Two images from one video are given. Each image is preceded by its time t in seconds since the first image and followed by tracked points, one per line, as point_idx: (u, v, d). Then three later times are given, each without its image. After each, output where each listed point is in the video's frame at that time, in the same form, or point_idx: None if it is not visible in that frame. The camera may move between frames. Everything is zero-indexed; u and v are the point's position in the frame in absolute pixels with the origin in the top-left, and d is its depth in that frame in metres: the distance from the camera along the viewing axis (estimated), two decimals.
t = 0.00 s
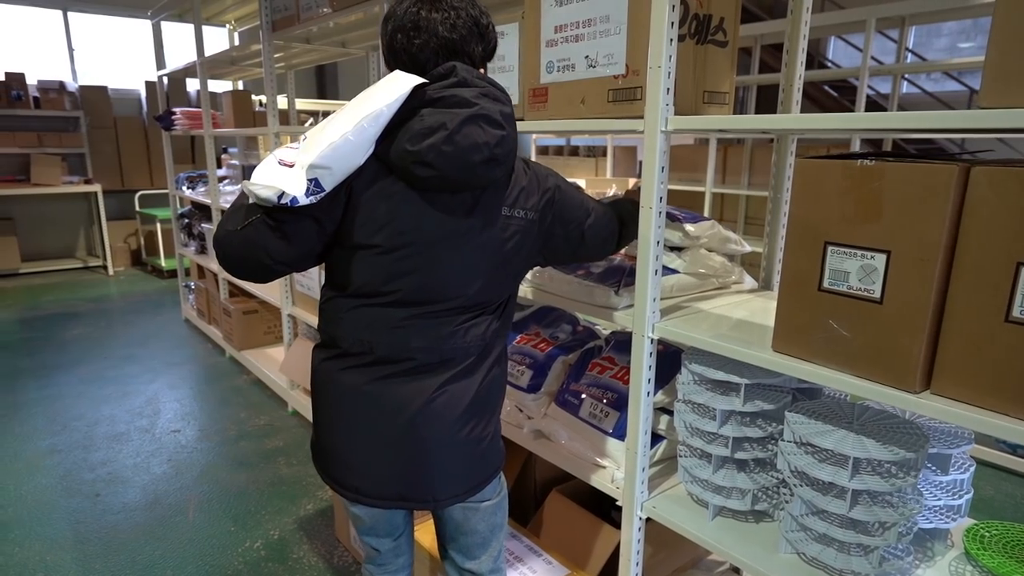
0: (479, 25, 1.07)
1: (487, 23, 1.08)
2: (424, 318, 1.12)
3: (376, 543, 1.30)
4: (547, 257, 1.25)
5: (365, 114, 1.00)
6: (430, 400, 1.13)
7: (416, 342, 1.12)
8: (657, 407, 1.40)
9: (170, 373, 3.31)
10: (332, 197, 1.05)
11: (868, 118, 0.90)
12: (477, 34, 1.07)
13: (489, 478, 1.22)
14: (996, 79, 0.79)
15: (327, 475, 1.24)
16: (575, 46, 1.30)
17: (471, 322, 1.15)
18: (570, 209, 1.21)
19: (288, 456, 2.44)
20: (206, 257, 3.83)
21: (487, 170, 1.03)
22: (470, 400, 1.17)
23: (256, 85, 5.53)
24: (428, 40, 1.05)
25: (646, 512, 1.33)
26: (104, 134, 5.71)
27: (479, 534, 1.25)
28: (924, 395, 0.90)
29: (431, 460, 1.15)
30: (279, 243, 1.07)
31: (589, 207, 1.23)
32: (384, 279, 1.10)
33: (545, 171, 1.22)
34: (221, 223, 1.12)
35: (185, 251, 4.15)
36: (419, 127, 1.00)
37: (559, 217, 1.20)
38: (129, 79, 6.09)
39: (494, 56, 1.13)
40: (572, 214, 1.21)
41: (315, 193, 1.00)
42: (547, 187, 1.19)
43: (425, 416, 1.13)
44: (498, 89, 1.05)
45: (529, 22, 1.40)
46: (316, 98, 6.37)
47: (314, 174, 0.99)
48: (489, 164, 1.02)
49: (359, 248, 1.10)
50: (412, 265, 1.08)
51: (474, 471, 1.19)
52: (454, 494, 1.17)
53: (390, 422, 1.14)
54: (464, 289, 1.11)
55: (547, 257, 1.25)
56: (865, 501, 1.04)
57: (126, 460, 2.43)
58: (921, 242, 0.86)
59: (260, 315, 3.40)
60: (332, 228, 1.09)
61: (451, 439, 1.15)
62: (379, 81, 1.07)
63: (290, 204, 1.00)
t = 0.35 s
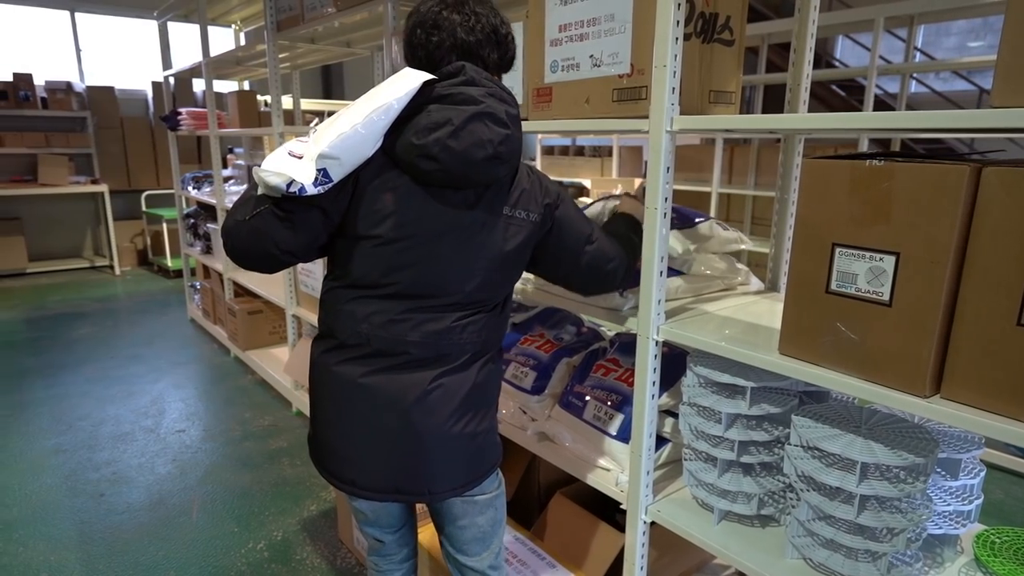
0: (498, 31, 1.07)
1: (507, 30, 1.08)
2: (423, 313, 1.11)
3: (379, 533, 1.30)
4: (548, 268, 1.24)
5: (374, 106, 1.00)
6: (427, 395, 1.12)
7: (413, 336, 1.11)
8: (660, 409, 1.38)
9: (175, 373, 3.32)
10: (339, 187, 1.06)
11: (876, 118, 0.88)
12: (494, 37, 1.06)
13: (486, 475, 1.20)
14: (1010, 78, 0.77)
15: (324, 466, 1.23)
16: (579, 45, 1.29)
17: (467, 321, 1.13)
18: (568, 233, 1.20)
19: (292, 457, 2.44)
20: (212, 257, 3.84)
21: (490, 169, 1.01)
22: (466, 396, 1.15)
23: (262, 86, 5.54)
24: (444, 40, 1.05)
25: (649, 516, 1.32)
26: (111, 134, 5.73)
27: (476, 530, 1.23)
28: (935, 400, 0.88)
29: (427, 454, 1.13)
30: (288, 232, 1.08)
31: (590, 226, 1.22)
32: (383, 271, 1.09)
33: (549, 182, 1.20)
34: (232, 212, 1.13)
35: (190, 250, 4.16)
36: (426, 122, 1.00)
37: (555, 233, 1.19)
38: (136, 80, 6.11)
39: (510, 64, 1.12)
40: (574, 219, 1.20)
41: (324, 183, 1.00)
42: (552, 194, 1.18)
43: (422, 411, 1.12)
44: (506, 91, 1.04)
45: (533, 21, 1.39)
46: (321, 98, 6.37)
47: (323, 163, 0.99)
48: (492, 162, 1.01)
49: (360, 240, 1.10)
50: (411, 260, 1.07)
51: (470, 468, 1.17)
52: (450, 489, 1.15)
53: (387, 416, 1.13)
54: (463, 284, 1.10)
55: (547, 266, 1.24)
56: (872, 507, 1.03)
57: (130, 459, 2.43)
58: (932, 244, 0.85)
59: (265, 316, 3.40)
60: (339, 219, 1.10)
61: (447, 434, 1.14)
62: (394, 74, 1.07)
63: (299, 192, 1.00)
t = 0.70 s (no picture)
0: (509, 37, 1.05)
1: (521, 35, 1.06)
2: (420, 311, 1.10)
3: (382, 524, 1.30)
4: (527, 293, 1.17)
5: (373, 108, 1.02)
6: (424, 389, 1.12)
7: (410, 332, 1.10)
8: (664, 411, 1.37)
9: (180, 372, 3.32)
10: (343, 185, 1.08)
11: (880, 116, 0.87)
12: (502, 41, 1.04)
13: (485, 467, 1.19)
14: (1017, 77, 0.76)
15: (326, 454, 1.24)
16: (582, 44, 1.29)
17: (462, 322, 1.11)
18: (555, 257, 1.14)
19: (295, 456, 2.44)
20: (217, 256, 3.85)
21: (483, 172, 1.00)
22: (463, 392, 1.15)
23: (268, 86, 5.56)
24: (451, 42, 1.04)
25: (652, 518, 1.31)
26: (118, 134, 5.76)
27: (475, 521, 1.22)
28: (939, 402, 0.87)
29: (424, 445, 1.13)
30: (294, 229, 1.12)
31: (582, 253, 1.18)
32: (380, 268, 1.10)
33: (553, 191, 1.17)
34: (249, 206, 1.19)
35: (196, 250, 4.17)
36: (422, 123, 1.01)
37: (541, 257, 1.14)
38: (143, 81, 6.14)
39: (524, 69, 1.10)
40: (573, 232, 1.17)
41: (326, 182, 1.03)
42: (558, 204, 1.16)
43: (418, 404, 1.12)
44: (506, 94, 1.03)
45: (536, 21, 1.39)
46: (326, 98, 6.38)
47: (324, 163, 1.02)
48: (485, 165, 1.00)
49: (358, 236, 1.11)
50: (408, 258, 1.08)
51: (469, 460, 1.16)
52: (446, 480, 1.15)
53: (386, 407, 1.13)
54: (461, 285, 1.09)
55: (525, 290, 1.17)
56: (876, 509, 1.02)
57: (134, 458, 2.44)
58: (937, 244, 0.84)
59: (270, 315, 3.40)
60: (343, 215, 1.11)
61: (444, 428, 1.13)
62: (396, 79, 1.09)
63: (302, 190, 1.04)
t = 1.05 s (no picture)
0: (484, 29, 1.04)
1: (496, 26, 1.05)
2: (403, 308, 1.10)
3: (386, 520, 1.30)
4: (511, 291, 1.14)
5: (344, 107, 1.06)
6: (414, 390, 1.12)
7: (399, 330, 1.11)
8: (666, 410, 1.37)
9: (184, 371, 3.34)
10: (329, 184, 1.14)
11: (884, 114, 0.87)
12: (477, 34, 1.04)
13: (481, 471, 1.18)
14: None
15: (328, 453, 1.25)
16: (585, 43, 1.28)
17: (445, 321, 1.10)
18: (540, 259, 1.11)
19: (299, 455, 2.44)
20: (221, 255, 3.86)
21: (449, 164, 0.99)
22: (454, 395, 1.14)
23: (272, 85, 5.58)
24: (424, 38, 1.05)
25: (654, 517, 1.31)
26: (124, 134, 5.79)
27: (474, 524, 1.22)
28: (944, 401, 0.87)
29: (418, 446, 1.13)
30: (286, 229, 1.22)
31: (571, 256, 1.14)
32: (357, 267, 1.13)
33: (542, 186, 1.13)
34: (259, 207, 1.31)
35: (201, 249, 4.19)
36: (391, 118, 1.03)
37: (529, 259, 1.11)
38: (149, 80, 6.16)
39: (507, 60, 1.10)
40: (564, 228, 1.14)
41: (308, 182, 1.10)
42: (547, 199, 1.12)
43: (410, 404, 1.12)
44: (476, 85, 1.02)
45: (539, 19, 1.39)
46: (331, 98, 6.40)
47: (304, 163, 1.09)
48: (452, 157, 0.99)
49: (340, 234, 1.15)
50: (388, 253, 1.09)
51: (464, 464, 1.15)
52: (442, 483, 1.15)
53: (379, 406, 1.14)
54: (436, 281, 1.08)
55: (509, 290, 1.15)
56: (880, 510, 1.01)
57: (139, 456, 2.45)
58: (940, 243, 0.83)
59: (274, 314, 3.41)
60: (329, 215, 1.17)
61: (437, 430, 1.13)
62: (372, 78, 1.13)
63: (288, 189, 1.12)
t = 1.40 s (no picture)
0: (462, 29, 1.08)
1: (474, 25, 1.09)
2: (390, 310, 1.12)
3: (388, 522, 1.31)
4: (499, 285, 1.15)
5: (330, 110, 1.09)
6: (406, 396, 1.13)
7: (389, 334, 1.12)
8: (672, 410, 1.38)
9: (192, 369, 3.36)
10: (319, 187, 1.16)
11: (891, 116, 0.87)
12: (456, 36, 1.07)
13: (478, 476, 1.19)
14: None
15: (327, 458, 1.26)
16: (592, 44, 1.29)
17: (432, 321, 1.11)
18: (531, 258, 1.11)
19: (305, 454, 2.45)
20: (228, 255, 3.88)
21: (434, 161, 1.01)
22: (442, 400, 1.14)
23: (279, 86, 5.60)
24: (403, 43, 1.09)
25: (660, 517, 1.31)
26: (132, 134, 5.83)
27: (475, 528, 1.24)
28: (951, 402, 0.87)
29: (412, 452, 1.15)
30: (279, 234, 1.25)
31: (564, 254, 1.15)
32: (346, 270, 1.15)
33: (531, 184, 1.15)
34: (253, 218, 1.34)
35: (208, 249, 4.21)
36: (376, 118, 1.05)
37: (520, 258, 1.11)
38: (156, 81, 6.20)
39: (488, 58, 1.14)
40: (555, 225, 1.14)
41: (298, 186, 1.13)
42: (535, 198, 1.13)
43: (404, 408, 1.13)
44: (459, 83, 1.04)
45: (546, 21, 1.39)
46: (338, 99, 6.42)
47: (294, 167, 1.11)
48: (436, 155, 1.01)
49: (330, 238, 1.17)
50: (377, 252, 1.11)
51: (459, 469, 1.17)
52: (436, 488, 1.16)
53: (373, 410, 1.15)
54: (420, 280, 1.09)
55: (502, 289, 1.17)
56: (886, 510, 1.02)
57: (147, 454, 2.47)
58: (948, 244, 0.84)
59: (281, 314, 3.43)
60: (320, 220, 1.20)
61: (429, 434, 1.14)
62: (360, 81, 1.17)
63: (279, 194, 1.14)
